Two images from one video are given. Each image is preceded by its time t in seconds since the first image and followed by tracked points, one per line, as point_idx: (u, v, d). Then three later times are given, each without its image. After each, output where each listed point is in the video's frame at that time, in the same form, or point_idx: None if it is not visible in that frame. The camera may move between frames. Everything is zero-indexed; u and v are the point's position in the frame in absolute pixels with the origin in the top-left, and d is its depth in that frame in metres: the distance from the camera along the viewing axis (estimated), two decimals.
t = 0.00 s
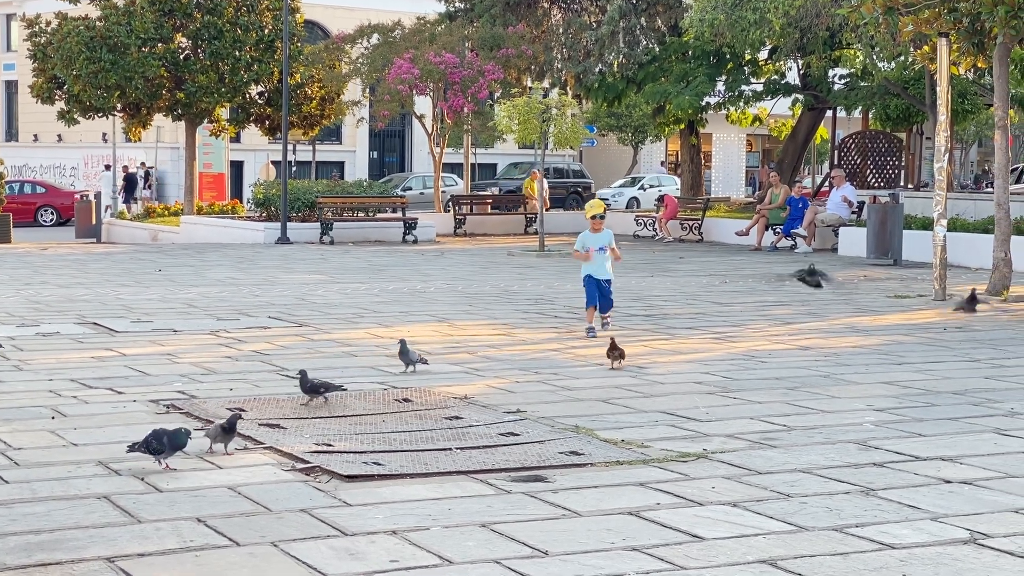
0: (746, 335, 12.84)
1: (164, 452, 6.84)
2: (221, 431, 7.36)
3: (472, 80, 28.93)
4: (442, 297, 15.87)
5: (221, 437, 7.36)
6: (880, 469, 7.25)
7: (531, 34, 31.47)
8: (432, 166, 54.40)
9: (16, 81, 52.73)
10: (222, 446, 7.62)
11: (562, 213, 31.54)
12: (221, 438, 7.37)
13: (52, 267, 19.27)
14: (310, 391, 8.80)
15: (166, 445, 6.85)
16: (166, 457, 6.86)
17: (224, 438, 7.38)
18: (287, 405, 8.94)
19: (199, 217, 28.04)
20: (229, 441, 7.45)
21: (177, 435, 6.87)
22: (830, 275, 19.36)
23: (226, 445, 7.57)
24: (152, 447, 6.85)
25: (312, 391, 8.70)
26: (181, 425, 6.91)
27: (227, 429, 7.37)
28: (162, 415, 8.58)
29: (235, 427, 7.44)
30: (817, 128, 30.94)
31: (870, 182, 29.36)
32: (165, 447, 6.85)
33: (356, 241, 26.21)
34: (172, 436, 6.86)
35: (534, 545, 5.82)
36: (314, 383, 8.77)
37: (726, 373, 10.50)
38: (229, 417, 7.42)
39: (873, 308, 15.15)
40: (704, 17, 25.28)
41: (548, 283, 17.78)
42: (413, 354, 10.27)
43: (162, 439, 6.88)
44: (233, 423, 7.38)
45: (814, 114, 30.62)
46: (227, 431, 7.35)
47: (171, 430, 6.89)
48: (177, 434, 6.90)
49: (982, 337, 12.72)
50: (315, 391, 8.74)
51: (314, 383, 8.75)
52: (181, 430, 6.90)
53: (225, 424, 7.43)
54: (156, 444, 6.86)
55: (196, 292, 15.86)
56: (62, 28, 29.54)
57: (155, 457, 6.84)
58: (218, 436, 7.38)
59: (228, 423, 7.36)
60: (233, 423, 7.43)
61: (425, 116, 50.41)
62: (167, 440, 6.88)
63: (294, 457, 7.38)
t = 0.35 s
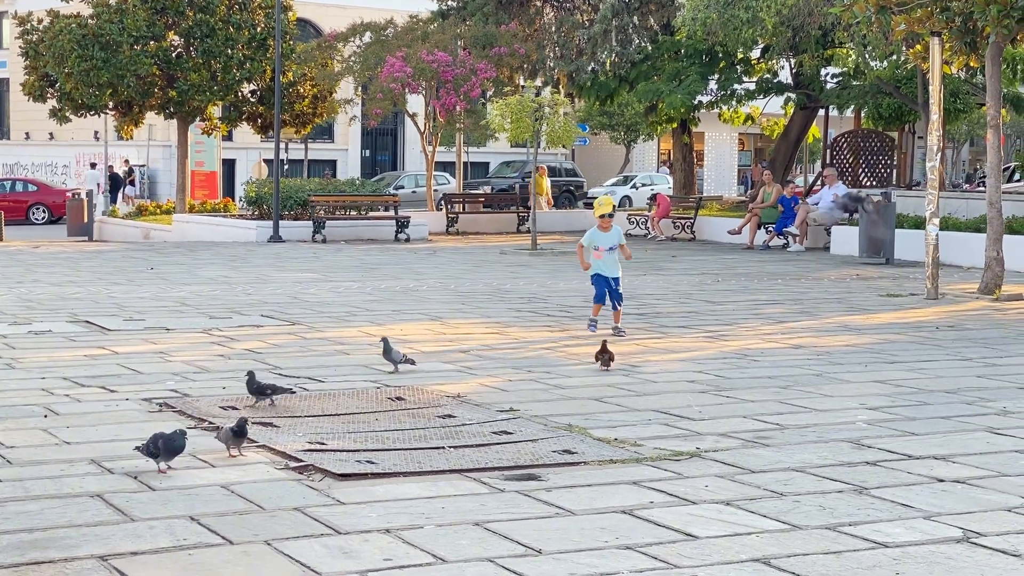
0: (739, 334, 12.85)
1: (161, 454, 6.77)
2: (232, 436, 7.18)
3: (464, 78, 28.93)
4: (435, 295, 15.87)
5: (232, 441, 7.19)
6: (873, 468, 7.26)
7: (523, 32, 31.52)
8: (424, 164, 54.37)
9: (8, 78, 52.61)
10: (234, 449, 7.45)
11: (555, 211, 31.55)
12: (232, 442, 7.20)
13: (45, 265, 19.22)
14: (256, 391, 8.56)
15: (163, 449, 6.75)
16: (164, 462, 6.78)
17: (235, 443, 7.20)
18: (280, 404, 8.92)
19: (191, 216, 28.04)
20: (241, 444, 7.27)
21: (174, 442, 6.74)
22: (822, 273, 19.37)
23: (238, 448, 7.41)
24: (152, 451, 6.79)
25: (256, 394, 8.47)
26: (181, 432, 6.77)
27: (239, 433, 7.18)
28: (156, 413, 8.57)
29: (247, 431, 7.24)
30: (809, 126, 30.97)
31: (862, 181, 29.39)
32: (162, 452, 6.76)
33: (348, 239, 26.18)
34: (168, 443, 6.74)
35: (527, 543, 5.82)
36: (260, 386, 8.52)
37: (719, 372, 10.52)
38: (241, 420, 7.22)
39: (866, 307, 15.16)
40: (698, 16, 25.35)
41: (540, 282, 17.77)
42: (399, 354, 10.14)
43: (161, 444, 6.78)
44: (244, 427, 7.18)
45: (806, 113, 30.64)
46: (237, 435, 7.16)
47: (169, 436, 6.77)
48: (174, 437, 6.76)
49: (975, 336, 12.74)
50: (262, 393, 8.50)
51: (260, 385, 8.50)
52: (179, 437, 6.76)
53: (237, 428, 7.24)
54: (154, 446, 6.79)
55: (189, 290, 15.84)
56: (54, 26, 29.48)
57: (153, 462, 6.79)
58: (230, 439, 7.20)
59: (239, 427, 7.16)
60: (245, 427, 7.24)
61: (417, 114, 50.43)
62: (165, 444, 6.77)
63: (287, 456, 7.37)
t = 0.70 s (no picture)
0: (734, 333, 12.86)
1: (166, 454, 6.66)
2: (236, 440, 7.05)
3: (460, 77, 28.93)
4: (431, 294, 15.87)
5: (238, 445, 7.07)
6: (869, 467, 7.27)
7: (519, 31, 31.58)
8: (420, 163, 54.36)
9: (3, 77, 52.53)
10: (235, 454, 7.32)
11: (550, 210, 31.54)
12: (237, 446, 7.07)
13: (40, 263, 19.20)
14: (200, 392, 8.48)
15: (166, 448, 6.65)
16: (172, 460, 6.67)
17: (241, 446, 7.08)
18: (276, 403, 8.92)
19: (187, 214, 28.00)
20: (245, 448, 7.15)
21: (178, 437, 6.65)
22: (818, 273, 19.40)
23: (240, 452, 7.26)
24: (156, 453, 6.68)
25: (201, 394, 8.44)
26: (182, 425, 6.70)
27: (243, 437, 7.06)
28: (151, 412, 8.57)
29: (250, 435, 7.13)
30: (805, 126, 30.98)
31: (858, 180, 29.41)
32: (167, 450, 6.66)
33: (344, 238, 26.16)
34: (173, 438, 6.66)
35: (524, 543, 5.82)
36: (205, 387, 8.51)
37: (715, 371, 10.52)
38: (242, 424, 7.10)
39: (861, 306, 15.18)
40: (694, 15, 25.28)
41: (536, 281, 17.78)
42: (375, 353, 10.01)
43: (166, 443, 6.68)
44: (249, 430, 7.06)
45: (802, 112, 30.66)
46: (243, 438, 7.04)
47: (171, 432, 6.69)
48: (178, 432, 6.69)
49: (970, 335, 12.76)
50: (207, 393, 8.47)
51: (205, 386, 8.48)
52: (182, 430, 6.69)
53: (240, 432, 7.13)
54: (157, 448, 6.68)
55: (185, 289, 15.81)
56: (49, 24, 29.44)
57: (160, 462, 6.67)
58: (234, 444, 7.07)
59: (243, 430, 7.04)
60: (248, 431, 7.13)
61: (413, 113, 50.43)
62: (169, 442, 6.68)
63: (284, 455, 7.37)
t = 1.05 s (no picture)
0: (736, 331, 12.86)
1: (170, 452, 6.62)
2: (255, 444, 6.89)
3: (461, 75, 28.97)
4: (432, 292, 15.87)
5: (256, 449, 6.90)
6: (872, 465, 7.26)
7: (520, 30, 31.58)
8: (420, 161, 54.35)
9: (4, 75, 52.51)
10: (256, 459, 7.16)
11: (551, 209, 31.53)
12: (255, 450, 6.91)
13: (41, 262, 19.21)
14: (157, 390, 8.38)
15: (167, 447, 6.61)
16: (172, 460, 6.63)
17: (258, 451, 6.91)
18: (278, 401, 8.92)
19: (188, 212, 27.98)
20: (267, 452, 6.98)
21: (176, 436, 6.58)
22: (819, 271, 19.40)
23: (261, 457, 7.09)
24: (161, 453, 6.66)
25: (157, 393, 8.32)
26: (183, 423, 6.62)
27: (262, 441, 6.89)
28: (153, 410, 8.56)
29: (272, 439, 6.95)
30: (806, 124, 30.99)
31: (858, 178, 29.41)
32: (168, 450, 6.62)
33: (345, 237, 26.18)
34: (171, 436, 6.59)
35: (527, 541, 5.82)
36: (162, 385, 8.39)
37: (717, 369, 10.52)
38: (264, 427, 6.93)
39: (863, 304, 15.18)
40: (695, 13, 25.26)
41: (537, 279, 17.78)
42: (336, 352, 9.87)
43: (167, 443, 6.64)
44: (267, 434, 6.87)
45: (803, 110, 30.68)
46: (260, 443, 6.87)
47: (172, 430, 6.62)
48: (175, 429, 6.60)
49: (972, 333, 12.76)
50: (164, 392, 8.35)
51: (162, 384, 8.35)
52: (182, 428, 6.61)
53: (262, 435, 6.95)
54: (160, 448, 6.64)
55: (185, 288, 15.81)
56: (50, 22, 29.45)
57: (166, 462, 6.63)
58: (252, 448, 6.91)
59: (260, 434, 6.86)
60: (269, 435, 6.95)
61: (414, 111, 50.44)
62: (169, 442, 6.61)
63: (286, 453, 7.37)
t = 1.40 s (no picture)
0: (744, 330, 12.84)
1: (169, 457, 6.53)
2: (273, 447, 6.80)
3: (469, 73, 29.01)
4: (442, 291, 15.87)
5: (274, 453, 6.81)
6: (882, 465, 7.25)
7: (528, 28, 31.49)
8: (428, 160, 54.35)
9: (12, 74, 52.54)
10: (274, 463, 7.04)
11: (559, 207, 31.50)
12: (272, 454, 6.82)
13: (50, 260, 19.24)
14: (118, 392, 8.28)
15: (168, 454, 6.49)
16: (170, 468, 6.52)
17: (276, 455, 6.82)
18: (287, 400, 8.93)
19: (196, 211, 28.01)
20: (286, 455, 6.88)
21: (174, 446, 6.47)
22: (828, 269, 19.37)
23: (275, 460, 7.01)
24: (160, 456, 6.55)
25: (115, 396, 8.20)
26: (181, 433, 6.50)
27: (281, 445, 6.79)
28: (163, 409, 8.58)
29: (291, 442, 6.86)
30: (814, 123, 30.94)
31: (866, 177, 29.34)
32: (168, 458, 6.50)
33: (353, 235, 26.21)
34: (170, 447, 6.47)
35: (537, 540, 5.82)
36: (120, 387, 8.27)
37: (727, 368, 10.51)
38: (283, 430, 6.83)
39: (872, 303, 15.16)
40: (703, 11, 25.29)
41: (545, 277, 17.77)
42: (308, 353, 9.77)
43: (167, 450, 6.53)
44: (287, 437, 6.79)
45: (811, 109, 30.63)
46: (279, 446, 6.78)
47: (170, 440, 6.51)
48: (174, 439, 6.48)
49: (982, 332, 12.73)
50: (123, 394, 8.23)
51: (119, 387, 8.23)
52: (180, 439, 6.49)
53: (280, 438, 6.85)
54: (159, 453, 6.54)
55: (194, 286, 15.81)
56: (58, 21, 29.48)
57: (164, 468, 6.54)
58: (270, 451, 6.82)
59: (281, 437, 6.77)
60: (289, 438, 6.86)
61: (422, 110, 50.44)
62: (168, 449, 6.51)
63: (296, 452, 7.38)
